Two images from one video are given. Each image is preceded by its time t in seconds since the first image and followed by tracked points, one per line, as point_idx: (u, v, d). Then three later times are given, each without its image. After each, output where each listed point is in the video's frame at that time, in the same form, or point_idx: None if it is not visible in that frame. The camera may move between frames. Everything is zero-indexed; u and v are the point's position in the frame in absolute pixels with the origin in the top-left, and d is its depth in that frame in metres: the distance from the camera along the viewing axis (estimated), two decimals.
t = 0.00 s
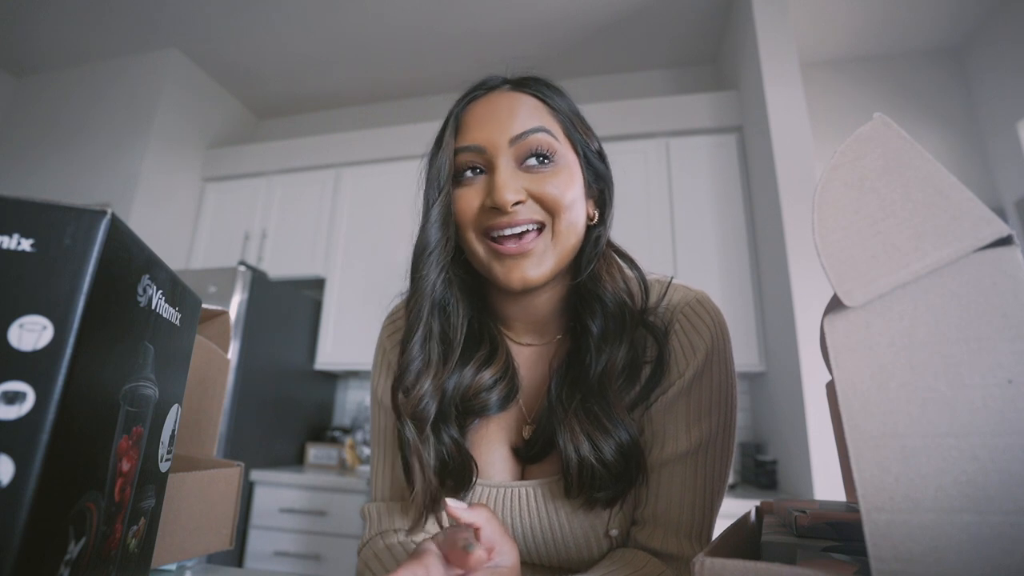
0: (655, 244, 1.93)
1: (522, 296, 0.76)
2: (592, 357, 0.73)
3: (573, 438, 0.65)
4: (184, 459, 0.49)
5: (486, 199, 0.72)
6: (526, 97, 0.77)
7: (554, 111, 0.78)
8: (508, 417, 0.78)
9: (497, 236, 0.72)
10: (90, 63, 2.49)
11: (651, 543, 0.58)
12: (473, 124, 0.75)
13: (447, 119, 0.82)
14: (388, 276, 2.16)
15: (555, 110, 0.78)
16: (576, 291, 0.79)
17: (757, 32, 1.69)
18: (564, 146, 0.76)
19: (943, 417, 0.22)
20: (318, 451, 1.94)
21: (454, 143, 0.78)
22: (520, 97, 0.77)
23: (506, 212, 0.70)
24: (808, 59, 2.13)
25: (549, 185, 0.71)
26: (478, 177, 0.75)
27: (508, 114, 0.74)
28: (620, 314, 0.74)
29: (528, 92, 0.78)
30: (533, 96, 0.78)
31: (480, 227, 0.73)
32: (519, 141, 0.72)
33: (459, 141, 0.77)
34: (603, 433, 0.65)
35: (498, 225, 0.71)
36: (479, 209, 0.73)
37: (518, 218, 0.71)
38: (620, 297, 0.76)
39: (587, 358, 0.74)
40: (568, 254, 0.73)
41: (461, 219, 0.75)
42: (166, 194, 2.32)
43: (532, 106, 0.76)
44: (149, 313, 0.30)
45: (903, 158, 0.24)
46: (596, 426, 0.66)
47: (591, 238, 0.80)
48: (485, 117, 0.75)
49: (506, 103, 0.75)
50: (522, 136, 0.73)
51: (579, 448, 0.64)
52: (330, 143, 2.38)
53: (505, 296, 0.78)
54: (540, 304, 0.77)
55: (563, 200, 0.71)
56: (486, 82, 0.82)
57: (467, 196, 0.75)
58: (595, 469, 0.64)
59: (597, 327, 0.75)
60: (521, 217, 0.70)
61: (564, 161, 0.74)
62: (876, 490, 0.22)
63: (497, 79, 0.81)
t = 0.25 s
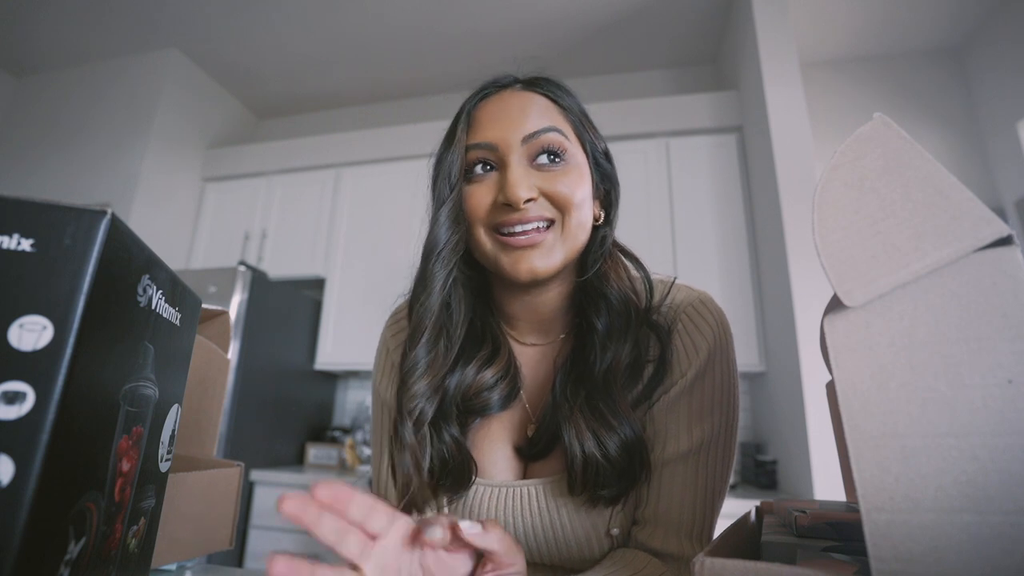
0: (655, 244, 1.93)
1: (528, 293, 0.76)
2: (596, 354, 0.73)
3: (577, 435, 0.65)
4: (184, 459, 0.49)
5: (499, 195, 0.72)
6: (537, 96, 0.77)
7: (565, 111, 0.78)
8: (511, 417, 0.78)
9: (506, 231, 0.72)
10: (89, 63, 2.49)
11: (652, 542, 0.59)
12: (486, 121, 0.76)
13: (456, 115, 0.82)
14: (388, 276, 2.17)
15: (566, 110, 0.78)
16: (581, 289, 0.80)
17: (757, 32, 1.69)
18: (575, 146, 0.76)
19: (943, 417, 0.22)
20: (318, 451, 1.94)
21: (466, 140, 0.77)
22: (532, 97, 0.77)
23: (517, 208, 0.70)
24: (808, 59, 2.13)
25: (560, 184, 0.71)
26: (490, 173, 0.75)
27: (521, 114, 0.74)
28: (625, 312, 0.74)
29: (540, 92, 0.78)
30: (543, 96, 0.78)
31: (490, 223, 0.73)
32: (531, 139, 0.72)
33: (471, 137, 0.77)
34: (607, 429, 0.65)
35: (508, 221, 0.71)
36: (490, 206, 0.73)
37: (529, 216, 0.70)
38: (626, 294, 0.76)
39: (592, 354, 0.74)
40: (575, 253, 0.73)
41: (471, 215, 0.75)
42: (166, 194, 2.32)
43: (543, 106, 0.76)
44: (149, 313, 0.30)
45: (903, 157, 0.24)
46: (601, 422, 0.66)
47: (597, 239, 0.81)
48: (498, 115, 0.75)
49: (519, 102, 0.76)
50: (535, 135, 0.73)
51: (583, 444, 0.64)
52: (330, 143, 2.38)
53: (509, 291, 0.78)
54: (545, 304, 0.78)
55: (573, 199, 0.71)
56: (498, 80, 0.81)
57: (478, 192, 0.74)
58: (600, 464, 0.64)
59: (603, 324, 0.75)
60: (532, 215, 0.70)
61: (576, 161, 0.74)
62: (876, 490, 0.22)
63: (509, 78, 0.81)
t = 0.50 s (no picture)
0: (655, 244, 1.94)
1: (536, 288, 0.76)
2: (604, 349, 0.74)
3: (582, 427, 0.65)
4: (184, 459, 0.49)
5: (507, 194, 0.72)
6: (546, 96, 0.77)
7: (573, 110, 0.78)
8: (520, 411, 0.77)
9: (513, 227, 0.72)
10: (89, 63, 2.49)
11: (653, 541, 0.59)
12: (496, 120, 0.76)
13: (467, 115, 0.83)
14: (389, 276, 2.17)
15: (573, 109, 0.78)
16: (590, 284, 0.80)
17: (757, 33, 1.69)
18: (583, 146, 0.76)
19: (943, 417, 0.22)
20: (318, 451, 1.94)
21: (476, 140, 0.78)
22: (540, 96, 0.77)
23: (523, 206, 0.70)
24: (808, 59, 2.13)
25: (568, 184, 0.71)
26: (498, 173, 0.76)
27: (529, 113, 0.74)
28: (633, 305, 0.75)
29: (548, 91, 0.78)
30: (552, 97, 0.78)
31: (498, 219, 0.73)
32: (539, 138, 0.73)
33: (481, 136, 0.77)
34: (615, 422, 0.65)
35: (514, 218, 0.71)
36: (498, 203, 0.73)
37: (535, 213, 0.71)
38: (633, 290, 0.77)
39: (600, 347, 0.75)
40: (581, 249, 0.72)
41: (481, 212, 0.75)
42: (167, 194, 2.33)
43: (550, 106, 0.76)
44: (149, 313, 0.30)
45: (904, 157, 0.24)
46: (607, 416, 0.66)
47: (604, 235, 0.80)
48: (507, 115, 0.75)
49: (528, 101, 0.76)
50: (542, 134, 0.73)
51: (590, 436, 0.64)
52: (330, 143, 2.38)
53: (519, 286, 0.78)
54: (554, 298, 0.77)
55: (579, 198, 0.71)
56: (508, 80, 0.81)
57: (488, 191, 0.75)
58: (603, 456, 0.64)
59: (611, 318, 0.75)
60: (538, 212, 0.70)
61: (583, 160, 0.74)
62: (876, 490, 0.22)
63: (519, 77, 0.81)
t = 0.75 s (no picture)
0: (655, 244, 1.94)
1: (537, 290, 0.76)
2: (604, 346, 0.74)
3: (583, 426, 0.66)
4: (184, 459, 0.49)
5: (505, 197, 0.72)
6: (542, 99, 0.77)
7: (569, 112, 0.78)
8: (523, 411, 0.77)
9: (514, 231, 0.72)
10: (89, 63, 2.49)
11: (655, 540, 0.59)
12: (493, 123, 0.76)
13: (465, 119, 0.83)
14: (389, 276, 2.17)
15: (569, 111, 0.78)
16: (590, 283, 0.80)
17: (757, 33, 1.69)
18: (580, 148, 0.76)
19: (943, 417, 0.22)
20: (318, 451, 1.94)
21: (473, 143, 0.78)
22: (536, 99, 0.77)
23: (522, 209, 0.71)
24: (808, 59, 2.13)
25: (565, 185, 0.71)
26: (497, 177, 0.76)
27: (525, 116, 0.74)
28: (631, 307, 0.74)
29: (544, 94, 0.78)
30: (548, 99, 0.78)
31: (500, 224, 0.73)
32: (535, 140, 0.73)
33: (479, 140, 0.77)
34: (612, 421, 0.66)
35: (515, 221, 0.71)
36: (499, 207, 0.73)
37: (533, 215, 0.71)
38: (631, 290, 0.76)
39: (599, 346, 0.75)
40: (580, 250, 0.73)
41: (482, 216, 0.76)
42: (167, 194, 2.33)
43: (546, 109, 0.76)
44: (149, 313, 0.30)
45: (904, 157, 0.24)
46: (608, 416, 0.66)
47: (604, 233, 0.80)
48: (503, 118, 0.75)
49: (525, 104, 0.76)
50: (539, 137, 0.73)
51: (591, 434, 0.65)
52: (330, 143, 2.37)
53: (519, 287, 0.79)
54: (554, 299, 0.78)
55: (576, 200, 0.71)
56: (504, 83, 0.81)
57: (488, 195, 0.75)
58: (604, 454, 0.64)
59: (610, 318, 0.75)
60: (536, 215, 0.70)
61: (581, 161, 0.74)
62: (876, 490, 0.22)
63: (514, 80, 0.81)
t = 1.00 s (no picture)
0: (656, 244, 1.94)
1: (540, 291, 0.77)
2: (609, 348, 0.75)
3: (586, 425, 0.66)
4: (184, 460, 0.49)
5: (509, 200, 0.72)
6: (549, 100, 0.77)
7: (576, 113, 0.78)
8: (525, 410, 0.78)
9: (518, 234, 0.72)
10: (89, 63, 2.49)
11: (656, 541, 0.59)
12: (499, 124, 0.76)
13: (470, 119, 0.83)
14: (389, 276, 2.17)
15: (575, 112, 0.78)
16: (594, 285, 0.81)
17: (757, 33, 1.69)
18: (586, 149, 0.76)
19: (943, 417, 0.22)
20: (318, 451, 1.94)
21: (479, 145, 0.78)
22: (543, 100, 0.77)
23: (526, 214, 0.70)
24: (808, 59, 2.13)
25: (571, 189, 0.71)
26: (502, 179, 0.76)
27: (531, 118, 0.74)
28: (636, 307, 0.75)
29: (551, 94, 0.78)
30: (555, 99, 0.77)
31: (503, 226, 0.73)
32: (541, 142, 0.72)
33: (484, 141, 0.77)
34: (620, 422, 0.66)
35: (518, 225, 0.71)
36: (503, 210, 0.73)
37: (537, 220, 0.70)
38: (637, 292, 0.77)
39: (605, 347, 0.75)
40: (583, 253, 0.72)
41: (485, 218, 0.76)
42: (167, 194, 2.33)
43: (553, 110, 0.76)
44: (149, 313, 0.30)
45: (904, 157, 0.24)
46: (612, 416, 0.67)
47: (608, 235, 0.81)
48: (510, 120, 0.75)
49: (530, 105, 0.76)
50: (546, 139, 0.72)
51: (595, 434, 0.65)
52: (330, 143, 2.37)
53: (522, 288, 0.79)
54: (558, 300, 0.78)
55: (582, 204, 0.71)
56: (510, 83, 0.81)
57: (492, 198, 0.75)
58: (607, 455, 0.64)
59: (615, 319, 0.76)
60: (539, 219, 0.70)
61: (586, 163, 0.74)
62: (876, 490, 0.22)
63: (520, 79, 0.81)
